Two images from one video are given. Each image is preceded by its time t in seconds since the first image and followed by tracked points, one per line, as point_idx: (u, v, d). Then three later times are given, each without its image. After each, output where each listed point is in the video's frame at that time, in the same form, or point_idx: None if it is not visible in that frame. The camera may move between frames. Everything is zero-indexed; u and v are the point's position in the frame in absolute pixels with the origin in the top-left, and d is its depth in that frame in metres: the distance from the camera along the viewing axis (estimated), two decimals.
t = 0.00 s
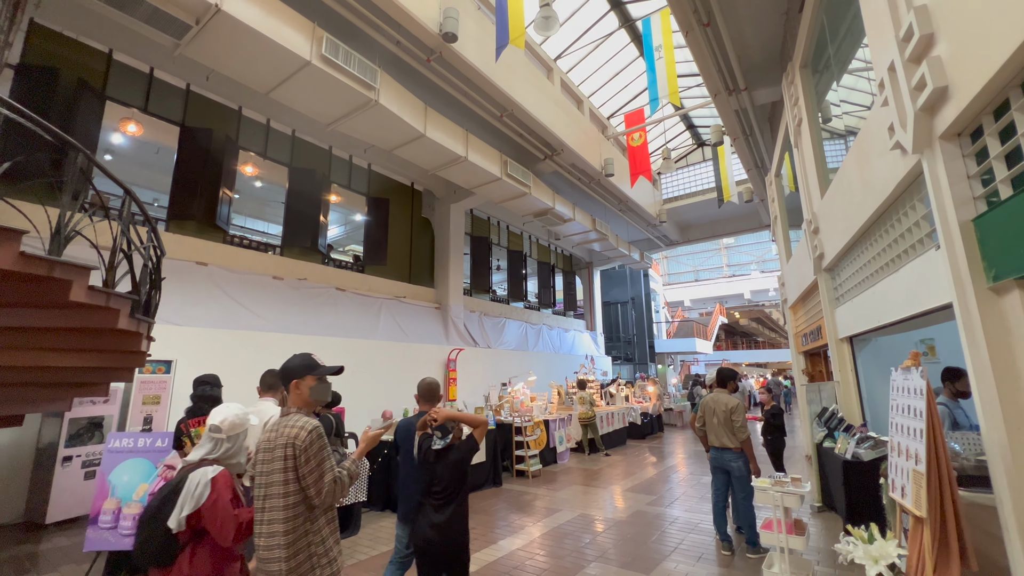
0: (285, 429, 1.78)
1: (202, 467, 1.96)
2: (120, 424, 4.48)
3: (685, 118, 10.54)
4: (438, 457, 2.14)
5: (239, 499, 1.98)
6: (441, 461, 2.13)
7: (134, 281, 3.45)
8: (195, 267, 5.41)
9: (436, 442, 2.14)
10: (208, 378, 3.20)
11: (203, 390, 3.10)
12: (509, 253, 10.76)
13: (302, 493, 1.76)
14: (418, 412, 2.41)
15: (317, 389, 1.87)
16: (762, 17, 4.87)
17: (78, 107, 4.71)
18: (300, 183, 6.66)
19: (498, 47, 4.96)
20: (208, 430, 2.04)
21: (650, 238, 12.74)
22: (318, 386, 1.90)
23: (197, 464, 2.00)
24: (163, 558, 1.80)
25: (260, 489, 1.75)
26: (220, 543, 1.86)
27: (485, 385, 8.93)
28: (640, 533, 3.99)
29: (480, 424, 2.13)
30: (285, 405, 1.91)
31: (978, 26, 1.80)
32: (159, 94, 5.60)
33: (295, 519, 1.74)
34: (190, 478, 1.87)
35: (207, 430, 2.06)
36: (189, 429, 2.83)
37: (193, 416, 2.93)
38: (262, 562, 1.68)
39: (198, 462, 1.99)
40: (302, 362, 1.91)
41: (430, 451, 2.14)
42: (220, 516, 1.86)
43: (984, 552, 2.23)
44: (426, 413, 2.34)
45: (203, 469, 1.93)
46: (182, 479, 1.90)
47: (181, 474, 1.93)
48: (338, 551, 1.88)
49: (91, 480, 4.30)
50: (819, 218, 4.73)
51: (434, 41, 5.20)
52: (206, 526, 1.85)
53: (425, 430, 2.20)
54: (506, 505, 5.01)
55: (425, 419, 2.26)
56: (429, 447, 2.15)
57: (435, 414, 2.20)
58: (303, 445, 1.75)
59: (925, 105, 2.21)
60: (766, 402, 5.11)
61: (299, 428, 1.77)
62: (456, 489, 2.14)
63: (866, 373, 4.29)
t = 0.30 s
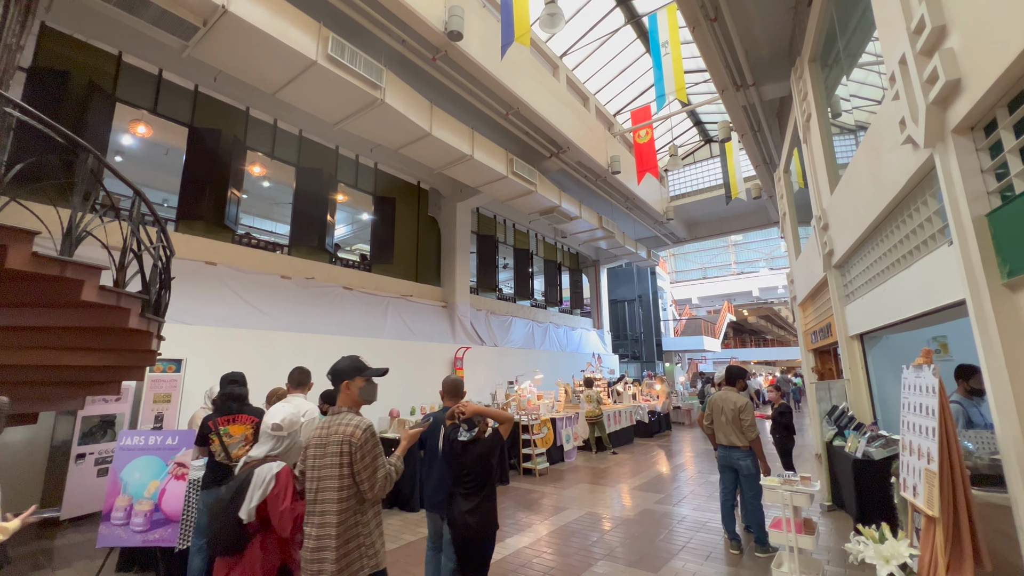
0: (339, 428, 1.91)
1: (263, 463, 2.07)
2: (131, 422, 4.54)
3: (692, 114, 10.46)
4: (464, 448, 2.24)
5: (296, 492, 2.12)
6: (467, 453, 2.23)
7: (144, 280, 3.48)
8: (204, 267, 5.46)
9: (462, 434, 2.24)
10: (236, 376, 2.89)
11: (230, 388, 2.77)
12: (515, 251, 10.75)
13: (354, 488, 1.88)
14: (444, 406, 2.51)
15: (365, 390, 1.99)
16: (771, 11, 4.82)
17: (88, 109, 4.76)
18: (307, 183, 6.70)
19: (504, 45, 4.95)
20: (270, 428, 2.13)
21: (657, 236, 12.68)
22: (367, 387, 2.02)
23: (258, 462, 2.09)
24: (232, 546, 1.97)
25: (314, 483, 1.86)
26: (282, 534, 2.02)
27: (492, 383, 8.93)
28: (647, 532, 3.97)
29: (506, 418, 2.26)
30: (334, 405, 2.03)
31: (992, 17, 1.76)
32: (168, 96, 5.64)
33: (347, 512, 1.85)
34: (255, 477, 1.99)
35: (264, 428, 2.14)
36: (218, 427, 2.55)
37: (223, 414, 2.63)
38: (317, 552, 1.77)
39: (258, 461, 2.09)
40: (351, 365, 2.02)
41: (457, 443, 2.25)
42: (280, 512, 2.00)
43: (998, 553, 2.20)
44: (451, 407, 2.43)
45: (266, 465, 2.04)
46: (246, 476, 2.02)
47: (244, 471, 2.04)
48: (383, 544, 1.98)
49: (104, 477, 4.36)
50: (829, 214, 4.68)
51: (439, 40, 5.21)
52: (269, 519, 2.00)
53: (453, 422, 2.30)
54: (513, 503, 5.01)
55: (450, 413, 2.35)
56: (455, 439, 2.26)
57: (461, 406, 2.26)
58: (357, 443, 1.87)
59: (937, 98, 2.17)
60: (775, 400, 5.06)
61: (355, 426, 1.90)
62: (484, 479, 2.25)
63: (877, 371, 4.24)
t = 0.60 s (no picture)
0: (397, 423, 2.00)
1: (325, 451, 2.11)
2: (148, 419, 4.62)
3: (703, 109, 10.33)
4: (489, 440, 2.39)
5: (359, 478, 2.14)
6: (493, 444, 2.38)
7: (159, 280, 3.54)
8: (218, 267, 5.53)
9: (488, 426, 2.40)
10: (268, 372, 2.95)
11: (266, 385, 2.89)
12: (525, 249, 10.75)
13: (416, 479, 1.98)
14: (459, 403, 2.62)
15: (420, 386, 2.10)
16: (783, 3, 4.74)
17: (105, 112, 4.85)
18: (318, 182, 6.76)
19: (512, 43, 4.94)
20: (330, 417, 2.18)
21: (668, 233, 12.58)
22: (420, 383, 2.12)
23: (320, 451, 2.12)
24: (305, 532, 2.01)
25: (379, 474, 1.98)
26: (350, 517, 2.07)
27: (503, 381, 8.93)
28: (659, 531, 3.95)
29: (530, 415, 2.38)
30: (391, 400, 2.13)
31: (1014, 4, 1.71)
32: (182, 98, 5.72)
33: (411, 502, 1.96)
34: (323, 462, 2.03)
35: (322, 417, 2.17)
36: (256, 423, 2.76)
37: (260, 409, 2.83)
38: (386, 536, 1.91)
39: (319, 450, 2.12)
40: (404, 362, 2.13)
41: (483, 434, 2.39)
42: (350, 495, 2.04)
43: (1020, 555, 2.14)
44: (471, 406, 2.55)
45: (330, 453, 2.08)
46: (313, 464, 2.06)
47: (309, 459, 2.08)
48: (442, 530, 2.10)
49: (122, 474, 4.45)
50: (844, 209, 4.60)
51: (447, 38, 5.21)
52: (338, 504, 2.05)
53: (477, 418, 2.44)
54: (524, 501, 5.02)
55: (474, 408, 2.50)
56: (481, 431, 2.40)
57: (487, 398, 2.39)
58: (417, 438, 1.96)
59: (956, 89, 2.12)
60: (789, 398, 4.99)
61: (412, 423, 1.97)
62: (506, 472, 2.38)
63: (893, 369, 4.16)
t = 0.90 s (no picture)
0: (443, 416, 2.16)
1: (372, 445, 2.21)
2: (170, 416, 4.72)
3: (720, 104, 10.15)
4: (523, 436, 2.57)
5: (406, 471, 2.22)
6: (526, 440, 2.54)
7: (180, 280, 3.61)
8: (236, 266, 5.63)
9: (521, 423, 2.61)
10: (297, 370, 3.00)
11: (294, 382, 2.95)
12: (539, 247, 10.72)
13: (458, 470, 2.12)
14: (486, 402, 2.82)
15: (465, 383, 2.26)
16: None
17: (127, 115, 4.97)
18: (334, 182, 6.83)
19: (525, 40, 4.91)
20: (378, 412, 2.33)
21: (684, 230, 12.41)
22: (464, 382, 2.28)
23: (367, 443, 2.25)
24: (350, 517, 2.08)
25: (426, 465, 2.13)
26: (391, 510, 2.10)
27: (517, 379, 8.92)
28: (675, 531, 3.91)
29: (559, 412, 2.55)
30: (438, 396, 2.29)
31: None
32: (200, 101, 5.82)
33: (453, 491, 2.10)
34: (370, 452, 2.14)
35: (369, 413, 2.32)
36: (287, 417, 2.84)
37: (290, 405, 2.92)
38: (430, 522, 2.05)
39: (366, 442, 2.25)
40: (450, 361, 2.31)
41: (517, 431, 2.60)
42: (392, 487, 2.09)
43: None
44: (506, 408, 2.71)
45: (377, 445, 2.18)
46: (361, 455, 2.16)
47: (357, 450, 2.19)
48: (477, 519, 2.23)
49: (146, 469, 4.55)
50: (866, 203, 4.46)
51: (460, 36, 5.21)
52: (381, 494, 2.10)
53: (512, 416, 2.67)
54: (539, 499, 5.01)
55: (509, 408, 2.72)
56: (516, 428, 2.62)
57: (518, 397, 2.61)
58: (462, 431, 2.10)
59: (987, 78, 2.03)
60: (810, 397, 4.88)
61: (457, 416, 2.13)
62: (541, 467, 2.49)
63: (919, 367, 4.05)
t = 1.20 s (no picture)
0: (482, 409, 2.16)
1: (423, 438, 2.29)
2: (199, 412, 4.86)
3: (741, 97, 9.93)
4: (557, 429, 2.63)
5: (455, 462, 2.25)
6: (560, 432, 2.62)
7: (208, 279, 3.71)
8: (260, 266, 5.75)
9: (555, 416, 2.65)
10: (314, 366, 3.04)
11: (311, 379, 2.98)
12: (557, 244, 10.68)
13: (499, 461, 2.10)
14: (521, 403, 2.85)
15: (501, 381, 2.26)
16: None
17: (156, 120, 5.11)
18: (353, 182, 6.92)
19: (542, 36, 4.88)
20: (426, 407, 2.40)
21: (705, 226, 12.21)
22: (502, 377, 2.28)
23: (418, 436, 2.33)
24: (407, 505, 2.15)
25: (466, 456, 2.13)
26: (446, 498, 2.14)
27: (536, 376, 8.91)
28: (698, 531, 3.84)
29: (591, 407, 2.43)
30: (478, 391, 2.30)
31: None
32: (225, 104, 5.96)
33: (494, 482, 2.09)
34: (421, 444, 2.23)
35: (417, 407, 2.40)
36: (309, 415, 2.89)
37: (312, 402, 2.97)
38: (473, 509, 2.06)
39: (417, 435, 2.33)
40: (489, 360, 2.32)
41: (551, 423, 2.67)
42: (444, 475, 2.14)
43: None
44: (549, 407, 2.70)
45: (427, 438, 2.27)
46: (414, 448, 2.25)
47: (409, 443, 2.28)
48: (522, 510, 2.19)
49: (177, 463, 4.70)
50: (897, 196, 4.30)
51: (477, 34, 5.21)
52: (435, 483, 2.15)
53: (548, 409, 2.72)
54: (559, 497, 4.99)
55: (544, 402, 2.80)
56: (551, 421, 2.68)
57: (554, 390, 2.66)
58: (499, 423, 2.09)
59: None
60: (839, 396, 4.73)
61: (495, 409, 2.13)
62: (574, 458, 2.56)
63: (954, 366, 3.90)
